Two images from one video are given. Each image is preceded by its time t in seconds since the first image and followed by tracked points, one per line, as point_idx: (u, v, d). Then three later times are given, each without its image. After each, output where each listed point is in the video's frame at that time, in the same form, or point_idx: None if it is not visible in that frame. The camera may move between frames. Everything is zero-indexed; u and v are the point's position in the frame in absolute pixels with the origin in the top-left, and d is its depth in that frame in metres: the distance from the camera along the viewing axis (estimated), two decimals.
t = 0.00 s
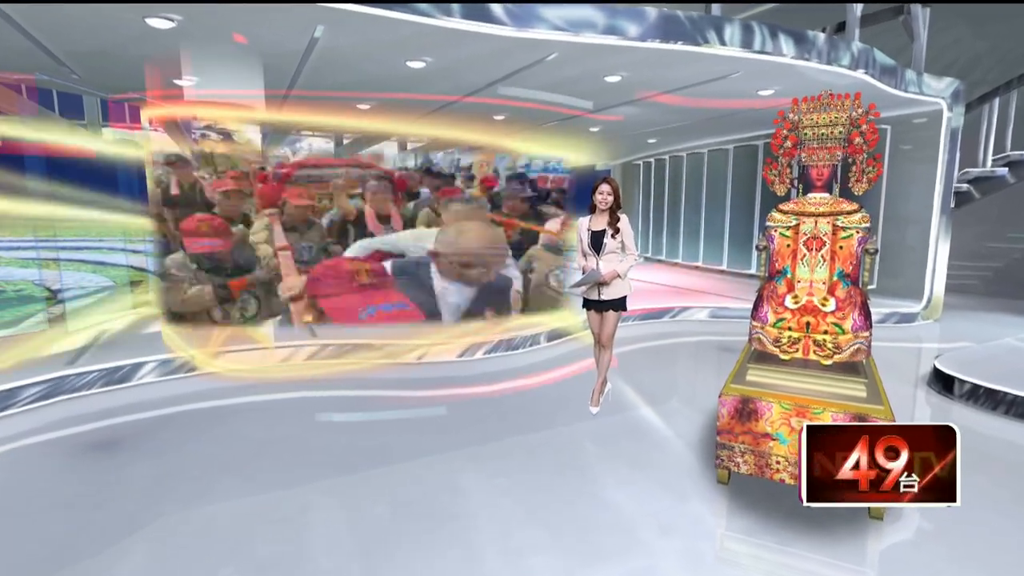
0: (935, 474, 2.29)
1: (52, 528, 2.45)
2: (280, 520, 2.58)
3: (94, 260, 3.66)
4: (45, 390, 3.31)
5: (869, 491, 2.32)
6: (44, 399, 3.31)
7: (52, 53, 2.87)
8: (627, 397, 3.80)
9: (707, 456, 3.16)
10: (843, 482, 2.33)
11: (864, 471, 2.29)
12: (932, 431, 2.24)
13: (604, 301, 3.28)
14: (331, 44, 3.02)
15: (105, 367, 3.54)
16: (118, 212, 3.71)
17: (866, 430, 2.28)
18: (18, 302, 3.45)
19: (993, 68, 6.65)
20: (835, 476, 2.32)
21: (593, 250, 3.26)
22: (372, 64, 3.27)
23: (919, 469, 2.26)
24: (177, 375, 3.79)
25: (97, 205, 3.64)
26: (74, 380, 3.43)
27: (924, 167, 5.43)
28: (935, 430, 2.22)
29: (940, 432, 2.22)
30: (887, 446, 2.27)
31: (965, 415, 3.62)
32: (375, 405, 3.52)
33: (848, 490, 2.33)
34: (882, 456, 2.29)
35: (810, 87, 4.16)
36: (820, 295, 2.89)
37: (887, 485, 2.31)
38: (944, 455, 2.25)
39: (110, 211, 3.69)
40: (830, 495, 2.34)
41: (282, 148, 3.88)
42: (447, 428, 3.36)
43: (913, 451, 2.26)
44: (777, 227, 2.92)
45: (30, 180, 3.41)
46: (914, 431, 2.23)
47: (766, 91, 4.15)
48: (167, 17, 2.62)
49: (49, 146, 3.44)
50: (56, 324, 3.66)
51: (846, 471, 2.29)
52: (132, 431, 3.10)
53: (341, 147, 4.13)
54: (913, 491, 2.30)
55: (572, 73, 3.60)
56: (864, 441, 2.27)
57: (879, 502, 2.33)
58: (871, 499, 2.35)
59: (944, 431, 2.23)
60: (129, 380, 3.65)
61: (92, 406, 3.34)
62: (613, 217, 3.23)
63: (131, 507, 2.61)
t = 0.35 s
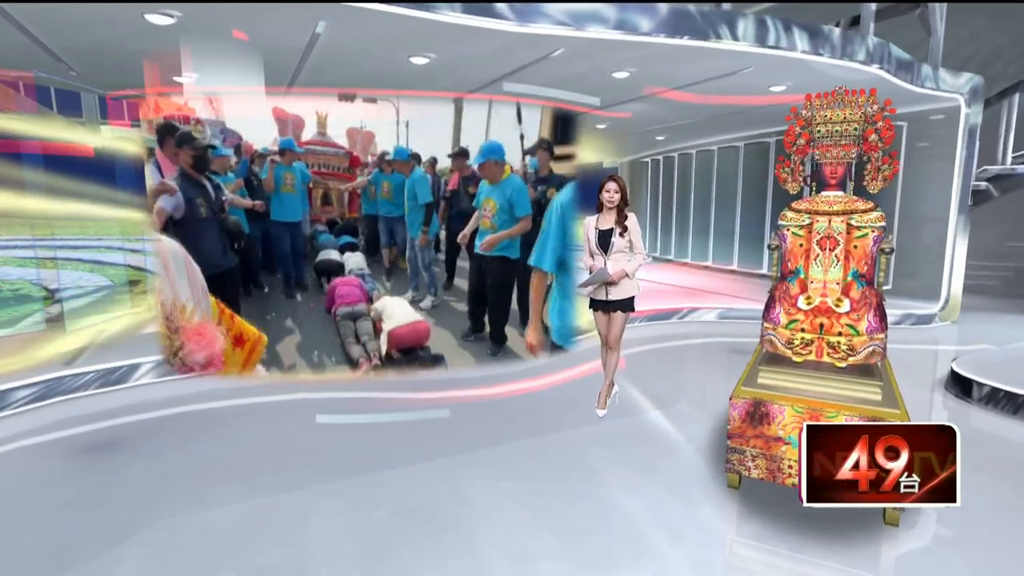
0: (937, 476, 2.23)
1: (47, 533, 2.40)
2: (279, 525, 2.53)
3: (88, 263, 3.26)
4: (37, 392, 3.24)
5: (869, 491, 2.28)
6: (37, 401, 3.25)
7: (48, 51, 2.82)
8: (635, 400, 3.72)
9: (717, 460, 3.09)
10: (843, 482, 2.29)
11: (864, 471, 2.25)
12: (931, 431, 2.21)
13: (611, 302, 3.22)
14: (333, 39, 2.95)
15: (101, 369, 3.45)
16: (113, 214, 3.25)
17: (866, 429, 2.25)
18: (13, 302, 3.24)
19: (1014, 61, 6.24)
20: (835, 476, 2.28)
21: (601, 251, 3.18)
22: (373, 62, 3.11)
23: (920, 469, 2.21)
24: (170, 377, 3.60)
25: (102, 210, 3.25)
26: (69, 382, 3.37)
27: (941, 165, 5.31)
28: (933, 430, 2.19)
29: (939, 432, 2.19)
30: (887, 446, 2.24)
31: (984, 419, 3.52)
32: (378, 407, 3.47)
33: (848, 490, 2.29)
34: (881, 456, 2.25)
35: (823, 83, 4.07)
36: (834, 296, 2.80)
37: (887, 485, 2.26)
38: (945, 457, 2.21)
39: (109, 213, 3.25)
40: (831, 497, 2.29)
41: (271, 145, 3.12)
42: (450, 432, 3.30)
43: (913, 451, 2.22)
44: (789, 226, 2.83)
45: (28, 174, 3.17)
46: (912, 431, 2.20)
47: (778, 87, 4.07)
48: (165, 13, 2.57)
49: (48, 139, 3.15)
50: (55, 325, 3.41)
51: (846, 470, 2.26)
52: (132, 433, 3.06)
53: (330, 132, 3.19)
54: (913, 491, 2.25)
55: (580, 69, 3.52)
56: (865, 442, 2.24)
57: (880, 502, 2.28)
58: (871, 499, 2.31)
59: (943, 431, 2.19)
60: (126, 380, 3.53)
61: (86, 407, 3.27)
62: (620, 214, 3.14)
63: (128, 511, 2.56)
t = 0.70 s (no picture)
0: (938, 476, 2.14)
1: (42, 535, 2.34)
2: (279, 528, 2.47)
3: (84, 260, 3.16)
4: (33, 393, 3.11)
5: (868, 491, 2.19)
6: (32, 403, 3.11)
7: (45, 46, 2.76)
8: (642, 402, 3.64)
9: (727, 465, 3.01)
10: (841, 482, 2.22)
11: (864, 472, 2.18)
12: (931, 429, 2.14)
13: (617, 302, 3.15)
14: (333, 35, 2.85)
15: (98, 369, 3.32)
16: (113, 209, 3.18)
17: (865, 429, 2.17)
18: (8, 302, 3.11)
19: None
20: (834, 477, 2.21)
21: (606, 250, 3.11)
22: (374, 57, 3.07)
23: (920, 468, 2.13)
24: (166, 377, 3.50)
25: (102, 206, 3.18)
26: (64, 382, 3.22)
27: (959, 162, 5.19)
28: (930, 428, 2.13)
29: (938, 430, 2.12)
30: (886, 446, 2.17)
31: (1002, 423, 3.42)
32: (381, 408, 3.41)
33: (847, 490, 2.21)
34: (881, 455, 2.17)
35: (837, 79, 3.97)
36: (847, 297, 2.71)
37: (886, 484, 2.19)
38: (945, 456, 2.13)
39: (108, 209, 3.18)
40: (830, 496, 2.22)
41: (279, 141, 3.09)
42: (454, 435, 3.23)
43: (913, 450, 2.15)
44: (802, 225, 2.75)
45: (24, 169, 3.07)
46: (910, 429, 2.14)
47: (790, 83, 3.97)
48: (162, 8, 2.51)
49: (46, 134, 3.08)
50: (51, 326, 3.25)
51: (845, 470, 2.19)
52: (133, 433, 3.00)
53: (340, 127, 3.16)
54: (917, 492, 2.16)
55: (586, 65, 3.44)
56: (863, 441, 2.16)
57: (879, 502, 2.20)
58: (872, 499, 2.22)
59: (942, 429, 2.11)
60: (121, 382, 3.40)
61: (83, 408, 3.17)
62: (626, 213, 3.09)
63: (125, 513, 2.50)
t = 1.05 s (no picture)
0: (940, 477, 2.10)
1: (32, 542, 2.27)
2: (277, 535, 2.39)
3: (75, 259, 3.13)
4: (21, 396, 3.05)
5: (868, 491, 2.16)
6: (20, 406, 3.05)
7: (37, 41, 2.66)
8: (651, 406, 3.54)
9: (739, 471, 2.91)
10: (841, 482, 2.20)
11: (864, 471, 2.16)
12: (929, 429, 2.13)
13: (624, 303, 3.06)
14: (332, 29, 2.73)
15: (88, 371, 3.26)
16: (112, 207, 3.16)
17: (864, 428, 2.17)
18: None
19: None
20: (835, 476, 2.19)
21: (613, 250, 3.05)
22: (371, 51, 2.96)
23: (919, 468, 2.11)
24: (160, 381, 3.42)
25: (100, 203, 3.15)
26: (54, 385, 3.17)
27: (980, 159, 5.04)
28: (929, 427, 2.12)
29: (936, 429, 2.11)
30: (887, 446, 2.15)
31: None
32: (382, 411, 3.33)
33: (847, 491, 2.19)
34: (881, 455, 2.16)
35: (852, 74, 3.85)
36: (864, 298, 2.60)
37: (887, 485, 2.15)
38: (945, 456, 2.10)
39: (106, 207, 3.15)
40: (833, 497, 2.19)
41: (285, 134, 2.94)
42: (456, 440, 3.15)
43: (913, 451, 2.13)
44: (817, 223, 2.64)
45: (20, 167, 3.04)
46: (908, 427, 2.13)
47: (805, 77, 3.85)
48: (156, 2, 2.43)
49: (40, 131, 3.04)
50: (42, 328, 3.18)
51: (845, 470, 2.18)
52: (128, 437, 2.93)
53: (347, 124, 3.01)
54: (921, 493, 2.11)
55: (591, 59, 3.34)
56: (863, 440, 2.15)
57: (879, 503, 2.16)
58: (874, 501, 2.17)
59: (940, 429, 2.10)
60: (113, 384, 3.33)
61: (75, 410, 3.10)
62: (633, 211, 3.01)
63: (119, 519, 2.43)
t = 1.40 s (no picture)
0: (940, 478, 2.07)
1: (18, 550, 2.20)
2: (271, 543, 2.31)
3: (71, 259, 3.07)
4: (10, 400, 2.99)
5: (865, 490, 2.15)
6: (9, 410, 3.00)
7: (26, 35, 2.53)
8: (658, 411, 3.44)
9: (749, 478, 2.81)
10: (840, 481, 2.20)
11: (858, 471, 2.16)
12: (930, 430, 2.10)
13: (631, 305, 2.97)
14: (332, 26, 2.63)
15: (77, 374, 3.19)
16: (101, 207, 3.01)
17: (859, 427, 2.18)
18: None
19: None
20: (834, 476, 2.20)
21: (620, 250, 2.96)
22: (377, 48, 2.85)
23: (918, 468, 2.08)
24: (148, 384, 3.32)
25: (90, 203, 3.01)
26: (43, 389, 3.11)
27: (1000, 157, 4.88)
28: (928, 428, 2.10)
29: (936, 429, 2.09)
30: (881, 444, 2.15)
31: None
32: (382, 415, 3.25)
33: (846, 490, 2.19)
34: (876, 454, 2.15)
35: (867, 69, 3.72)
36: (881, 300, 2.49)
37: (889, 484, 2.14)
38: (944, 456, 2.07)
39: (96, 207, 3.01)
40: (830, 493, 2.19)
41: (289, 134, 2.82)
42: (455, 446, 3.06)
43: (912, 451, 2.11)
44: (831, 223, 2.53)
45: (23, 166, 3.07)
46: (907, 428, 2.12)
47: (819, 73, 3.73)
48: None
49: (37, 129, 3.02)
50: (32, 329, 3.22)
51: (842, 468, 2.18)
52: (120, 442, 2.86)
53: (353, 121, 2.88)
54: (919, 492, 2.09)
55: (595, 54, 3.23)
56: (853, 436, 2.18)
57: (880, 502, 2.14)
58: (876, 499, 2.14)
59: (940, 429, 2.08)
60: (104, 388, 3.25)
61: (66, 414, 3.04)
62: (641, 210, 2.92)
63: (110, 526, 2.36)
